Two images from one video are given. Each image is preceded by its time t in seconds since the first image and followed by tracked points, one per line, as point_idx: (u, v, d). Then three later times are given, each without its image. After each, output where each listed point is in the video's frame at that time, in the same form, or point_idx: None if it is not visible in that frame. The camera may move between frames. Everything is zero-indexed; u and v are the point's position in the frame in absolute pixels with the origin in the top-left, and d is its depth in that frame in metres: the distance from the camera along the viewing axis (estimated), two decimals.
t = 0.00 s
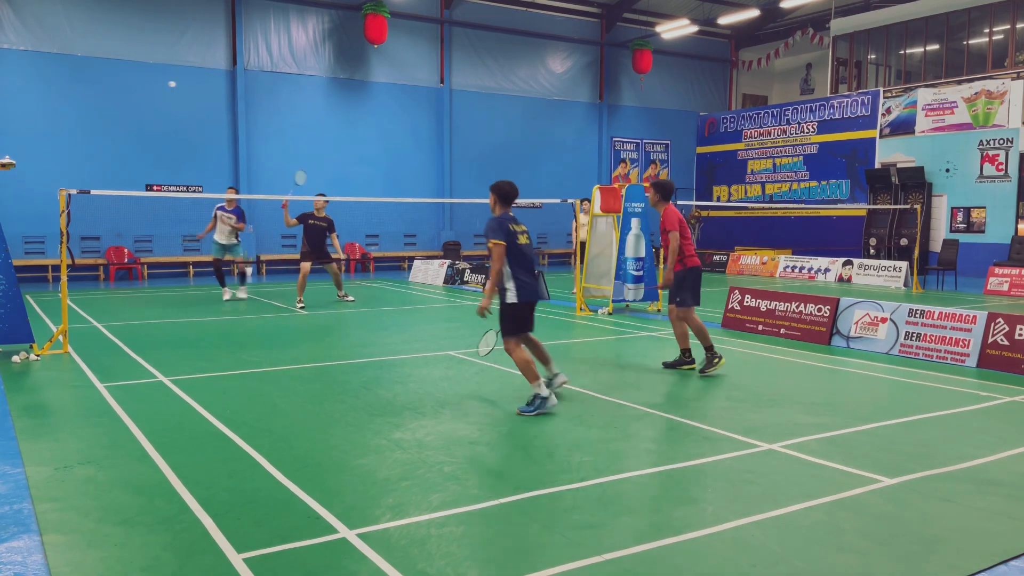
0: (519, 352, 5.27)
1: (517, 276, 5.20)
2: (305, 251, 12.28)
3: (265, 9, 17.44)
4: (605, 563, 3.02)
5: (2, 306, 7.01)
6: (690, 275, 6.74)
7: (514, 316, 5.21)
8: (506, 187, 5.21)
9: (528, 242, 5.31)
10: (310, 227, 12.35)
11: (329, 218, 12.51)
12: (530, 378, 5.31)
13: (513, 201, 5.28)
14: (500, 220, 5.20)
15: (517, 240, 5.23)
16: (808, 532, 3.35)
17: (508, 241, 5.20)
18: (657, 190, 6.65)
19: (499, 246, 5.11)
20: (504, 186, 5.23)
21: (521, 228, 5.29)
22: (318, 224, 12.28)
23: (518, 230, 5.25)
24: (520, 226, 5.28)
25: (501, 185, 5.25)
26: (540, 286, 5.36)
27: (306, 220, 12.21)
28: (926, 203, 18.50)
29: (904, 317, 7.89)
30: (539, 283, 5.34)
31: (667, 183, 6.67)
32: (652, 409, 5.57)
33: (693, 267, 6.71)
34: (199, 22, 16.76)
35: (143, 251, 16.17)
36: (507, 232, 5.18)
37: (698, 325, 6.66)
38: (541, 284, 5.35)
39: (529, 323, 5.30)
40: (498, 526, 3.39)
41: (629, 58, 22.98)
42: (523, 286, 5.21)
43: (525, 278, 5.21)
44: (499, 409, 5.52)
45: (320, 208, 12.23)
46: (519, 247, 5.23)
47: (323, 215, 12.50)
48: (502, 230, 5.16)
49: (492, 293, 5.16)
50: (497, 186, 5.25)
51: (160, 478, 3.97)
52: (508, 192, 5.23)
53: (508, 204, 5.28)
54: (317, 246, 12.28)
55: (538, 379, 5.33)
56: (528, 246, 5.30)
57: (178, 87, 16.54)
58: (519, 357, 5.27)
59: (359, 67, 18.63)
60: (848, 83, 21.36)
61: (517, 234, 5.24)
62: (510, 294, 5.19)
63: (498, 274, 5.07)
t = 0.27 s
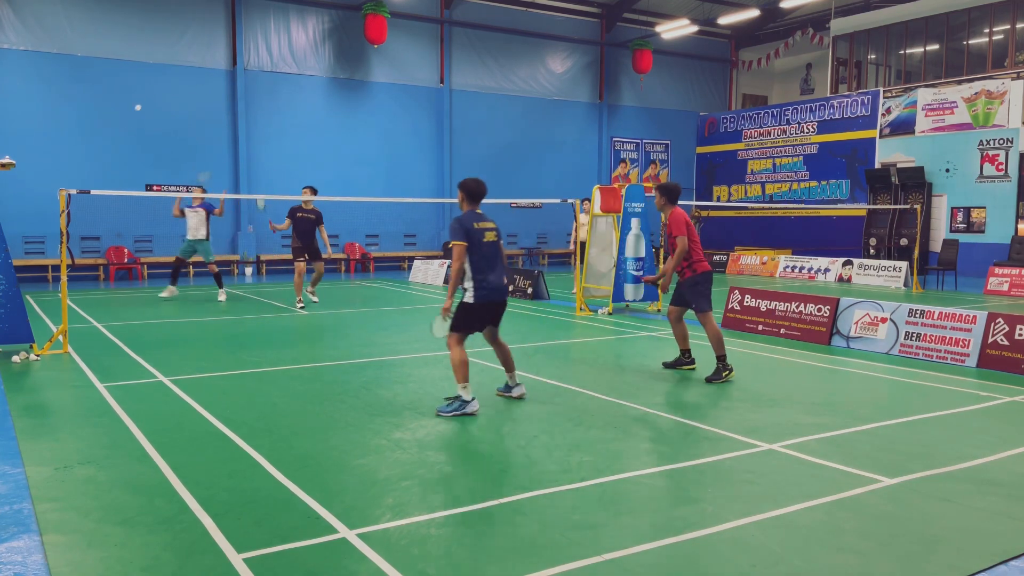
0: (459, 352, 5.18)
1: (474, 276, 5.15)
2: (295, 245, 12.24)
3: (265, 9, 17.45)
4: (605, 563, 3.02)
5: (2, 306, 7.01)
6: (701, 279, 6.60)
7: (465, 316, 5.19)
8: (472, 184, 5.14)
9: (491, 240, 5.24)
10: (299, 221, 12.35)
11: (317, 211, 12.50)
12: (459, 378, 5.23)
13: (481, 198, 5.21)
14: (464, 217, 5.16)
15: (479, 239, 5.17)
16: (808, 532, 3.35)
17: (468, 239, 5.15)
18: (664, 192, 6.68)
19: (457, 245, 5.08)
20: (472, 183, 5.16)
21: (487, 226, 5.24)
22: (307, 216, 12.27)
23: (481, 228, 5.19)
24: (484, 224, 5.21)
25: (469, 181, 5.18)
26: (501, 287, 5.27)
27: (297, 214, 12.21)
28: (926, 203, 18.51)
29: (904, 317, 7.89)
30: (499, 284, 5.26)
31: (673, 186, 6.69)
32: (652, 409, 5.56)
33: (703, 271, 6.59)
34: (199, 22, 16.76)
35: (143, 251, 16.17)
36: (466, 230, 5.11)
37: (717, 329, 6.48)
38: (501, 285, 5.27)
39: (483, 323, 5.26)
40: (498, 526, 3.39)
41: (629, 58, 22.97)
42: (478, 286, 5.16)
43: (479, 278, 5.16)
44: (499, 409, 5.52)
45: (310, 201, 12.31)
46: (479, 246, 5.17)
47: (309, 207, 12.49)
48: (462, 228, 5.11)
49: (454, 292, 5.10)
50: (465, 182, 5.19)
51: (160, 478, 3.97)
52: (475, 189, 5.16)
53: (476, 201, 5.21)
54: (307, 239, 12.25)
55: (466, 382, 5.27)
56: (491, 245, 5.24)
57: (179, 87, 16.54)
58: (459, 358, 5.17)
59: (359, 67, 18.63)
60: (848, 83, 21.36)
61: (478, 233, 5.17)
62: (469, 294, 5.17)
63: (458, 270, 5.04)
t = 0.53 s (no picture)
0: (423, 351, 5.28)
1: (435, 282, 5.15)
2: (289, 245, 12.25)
3: (265, 9, 17.45)
4: (605, 563, 3.02)
5: (2, 306, 7.01)
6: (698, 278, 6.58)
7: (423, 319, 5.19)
8: (431, 191, 5.12)
9: (451, 246, 5.18)
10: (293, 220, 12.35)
11: (311, 210, 12.55)
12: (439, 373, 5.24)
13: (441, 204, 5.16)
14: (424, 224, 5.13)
15: (437, 245, 5.12)
16: (807, 532, 3.35)
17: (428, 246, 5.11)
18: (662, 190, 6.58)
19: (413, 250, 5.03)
20: (431, 191, 5.13)
21: (447, 232, 5.18)
22: (302, 216, 12.29)
23: (441, 234, 5.13)
24: (444, 230, 5.16)
25: (430, 188, 5.15)
26: (461, 292, 5.23)
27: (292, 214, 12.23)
28: (926, 203, 18.51)
29: (904, 317, 7.89)
30: (458, 289, 5.20)
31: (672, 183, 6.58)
32: (652, 409, 5.56)
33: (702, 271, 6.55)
34: (199, 22, 16.75)
35: (143, 251, 16.16)
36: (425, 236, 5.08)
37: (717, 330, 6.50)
38: (460, 291, 5.21)
39: (441, 327, 5.24)
40: (498, 526, 3.39)
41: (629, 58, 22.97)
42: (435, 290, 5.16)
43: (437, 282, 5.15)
44: (500, 409, 5.52)
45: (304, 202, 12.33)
46: (438, 252, 5.13)
47: (303, 207, 12.51)
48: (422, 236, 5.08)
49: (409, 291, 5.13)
50: (425, 188, 5.16)
51: (160, 478, 3.97)
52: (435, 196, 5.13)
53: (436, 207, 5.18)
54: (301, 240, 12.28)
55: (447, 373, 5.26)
56: (452, 251, 5.19)
57: (179, 87, 16.54)
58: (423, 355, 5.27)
59: (359, 67, 18.63)
60: (848, 83, 21.37)
61: (438, 239, 5.12)
62: (431, 298, 5.16)
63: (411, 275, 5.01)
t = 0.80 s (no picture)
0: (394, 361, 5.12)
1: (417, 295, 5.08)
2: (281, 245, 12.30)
3: (265, 9, 17.45)
4: (606, 563, 3.02)
5: (2, 306, 7.01)
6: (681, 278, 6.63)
7: (399, 334, 5.08)
8: (414, 206, 5.00)
9: (432, 260, 5.12)
10: (286, 219, 12.36)
11: (303, 209, 12.55)
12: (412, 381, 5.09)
13: (426, 218, 5.07)
14: (408, 238, 5.04)
15: (420, 260, 5.05)
16: (808, 532, 3.35)
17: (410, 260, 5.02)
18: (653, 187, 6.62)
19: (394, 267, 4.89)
20: (416, 206, 5.01)
21: (430, 246, 5.12)
22: (295, 216, 12.34)
23: (423, 249, 5.06)
24: (427, 244, 5.09)
25: (414, 203, 5.03)
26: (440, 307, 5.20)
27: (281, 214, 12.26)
28: (926, 203, 18.51)
29: (904, 317, 7.89)
30: (437, 304, 5.16)
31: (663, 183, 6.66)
32: (652, 409, 5.56)
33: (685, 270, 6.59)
34: (198, 22, 16.75)
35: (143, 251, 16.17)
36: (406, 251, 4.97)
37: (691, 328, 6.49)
38: (439, 306, 5.17)
39: (418, 341, 5.18)
40: (498, 526, 3.39)
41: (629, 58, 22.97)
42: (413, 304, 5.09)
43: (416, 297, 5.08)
44: (499, 409, 5.52)
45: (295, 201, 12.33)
46: (418, 266, 5.06)
47: (296, 206, 12.52)
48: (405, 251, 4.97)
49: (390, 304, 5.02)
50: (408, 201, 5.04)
51: (160, 478, 3.97)
52: (421, 210, 5.02)
53: (418, 222, 5.08)
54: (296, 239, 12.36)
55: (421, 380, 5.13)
56: (433, 265, 5.13)
57: (179, 87, 16.54)
58: (395, 366, 5.09)
59: (359, 67, 18.63)
60: (848, 83, 21.37)
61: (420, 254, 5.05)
62: (412, 313, 5.08)
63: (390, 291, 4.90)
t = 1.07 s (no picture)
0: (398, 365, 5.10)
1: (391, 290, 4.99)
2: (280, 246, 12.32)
3: (265, 9, 17.45)
4: (605, 563, 3.02)
5: (2, 306, 7.01)
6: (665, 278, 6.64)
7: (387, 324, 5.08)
8: (397, 196, 4.82)
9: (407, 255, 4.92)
10: (283, 221, 12.36)
11: (299, 209, 12.54)
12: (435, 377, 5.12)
13: (405, 209, 4.85)
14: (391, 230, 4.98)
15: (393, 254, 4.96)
16: (808, 532, 3.35)
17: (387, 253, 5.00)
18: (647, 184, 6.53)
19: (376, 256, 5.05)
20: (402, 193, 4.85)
21: (409, 240, 4.92)
22: (293, 216, 12.34)
23: (398, 242, 4.93)
24: (405, 237, 4.92)
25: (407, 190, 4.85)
26: (408, 306, 4.87)
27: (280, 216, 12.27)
28: (926, 203, 18.51)
29: (904, 317, 7.89)
30: (402, 301, 4.88)
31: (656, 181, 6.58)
32: (652, 409, 5.56)
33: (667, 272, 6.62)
34: (199, 22, 16.75)
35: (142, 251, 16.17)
36: (384, 240, 4.97)
37: (662, 332, 6.46)
38: (403, 305, 4.87)
39: (394, 338, 4.99)
40: (498, 526, 3.39)
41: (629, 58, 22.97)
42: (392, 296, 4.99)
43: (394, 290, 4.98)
44: (500, 409, 5.52)
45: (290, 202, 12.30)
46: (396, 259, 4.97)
47: (292, 206, 12.51)
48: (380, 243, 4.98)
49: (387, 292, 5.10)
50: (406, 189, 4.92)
51: (160, 478, 3.97)
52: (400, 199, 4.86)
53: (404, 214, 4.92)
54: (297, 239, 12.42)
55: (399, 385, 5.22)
56: (410, 259, 4.91)
57: (179, 87, 16.54)
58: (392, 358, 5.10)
59: (359, 67, 18.62)
60: (848, 83, 21.37)
61: (395, 247, 4.95)
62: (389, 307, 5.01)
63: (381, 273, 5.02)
